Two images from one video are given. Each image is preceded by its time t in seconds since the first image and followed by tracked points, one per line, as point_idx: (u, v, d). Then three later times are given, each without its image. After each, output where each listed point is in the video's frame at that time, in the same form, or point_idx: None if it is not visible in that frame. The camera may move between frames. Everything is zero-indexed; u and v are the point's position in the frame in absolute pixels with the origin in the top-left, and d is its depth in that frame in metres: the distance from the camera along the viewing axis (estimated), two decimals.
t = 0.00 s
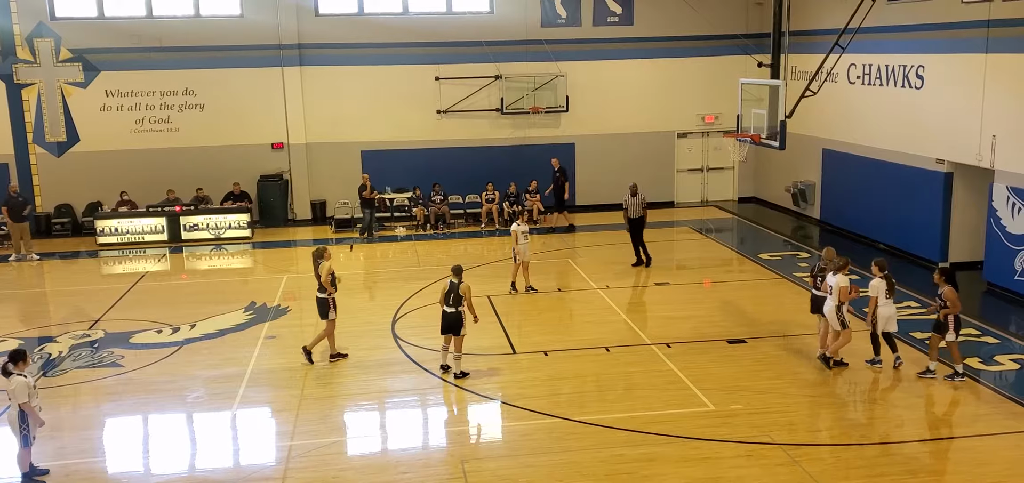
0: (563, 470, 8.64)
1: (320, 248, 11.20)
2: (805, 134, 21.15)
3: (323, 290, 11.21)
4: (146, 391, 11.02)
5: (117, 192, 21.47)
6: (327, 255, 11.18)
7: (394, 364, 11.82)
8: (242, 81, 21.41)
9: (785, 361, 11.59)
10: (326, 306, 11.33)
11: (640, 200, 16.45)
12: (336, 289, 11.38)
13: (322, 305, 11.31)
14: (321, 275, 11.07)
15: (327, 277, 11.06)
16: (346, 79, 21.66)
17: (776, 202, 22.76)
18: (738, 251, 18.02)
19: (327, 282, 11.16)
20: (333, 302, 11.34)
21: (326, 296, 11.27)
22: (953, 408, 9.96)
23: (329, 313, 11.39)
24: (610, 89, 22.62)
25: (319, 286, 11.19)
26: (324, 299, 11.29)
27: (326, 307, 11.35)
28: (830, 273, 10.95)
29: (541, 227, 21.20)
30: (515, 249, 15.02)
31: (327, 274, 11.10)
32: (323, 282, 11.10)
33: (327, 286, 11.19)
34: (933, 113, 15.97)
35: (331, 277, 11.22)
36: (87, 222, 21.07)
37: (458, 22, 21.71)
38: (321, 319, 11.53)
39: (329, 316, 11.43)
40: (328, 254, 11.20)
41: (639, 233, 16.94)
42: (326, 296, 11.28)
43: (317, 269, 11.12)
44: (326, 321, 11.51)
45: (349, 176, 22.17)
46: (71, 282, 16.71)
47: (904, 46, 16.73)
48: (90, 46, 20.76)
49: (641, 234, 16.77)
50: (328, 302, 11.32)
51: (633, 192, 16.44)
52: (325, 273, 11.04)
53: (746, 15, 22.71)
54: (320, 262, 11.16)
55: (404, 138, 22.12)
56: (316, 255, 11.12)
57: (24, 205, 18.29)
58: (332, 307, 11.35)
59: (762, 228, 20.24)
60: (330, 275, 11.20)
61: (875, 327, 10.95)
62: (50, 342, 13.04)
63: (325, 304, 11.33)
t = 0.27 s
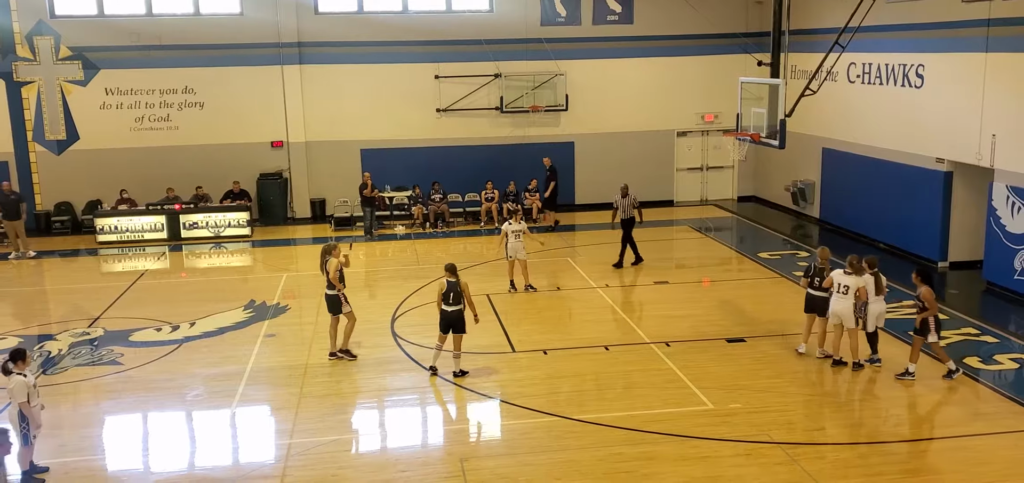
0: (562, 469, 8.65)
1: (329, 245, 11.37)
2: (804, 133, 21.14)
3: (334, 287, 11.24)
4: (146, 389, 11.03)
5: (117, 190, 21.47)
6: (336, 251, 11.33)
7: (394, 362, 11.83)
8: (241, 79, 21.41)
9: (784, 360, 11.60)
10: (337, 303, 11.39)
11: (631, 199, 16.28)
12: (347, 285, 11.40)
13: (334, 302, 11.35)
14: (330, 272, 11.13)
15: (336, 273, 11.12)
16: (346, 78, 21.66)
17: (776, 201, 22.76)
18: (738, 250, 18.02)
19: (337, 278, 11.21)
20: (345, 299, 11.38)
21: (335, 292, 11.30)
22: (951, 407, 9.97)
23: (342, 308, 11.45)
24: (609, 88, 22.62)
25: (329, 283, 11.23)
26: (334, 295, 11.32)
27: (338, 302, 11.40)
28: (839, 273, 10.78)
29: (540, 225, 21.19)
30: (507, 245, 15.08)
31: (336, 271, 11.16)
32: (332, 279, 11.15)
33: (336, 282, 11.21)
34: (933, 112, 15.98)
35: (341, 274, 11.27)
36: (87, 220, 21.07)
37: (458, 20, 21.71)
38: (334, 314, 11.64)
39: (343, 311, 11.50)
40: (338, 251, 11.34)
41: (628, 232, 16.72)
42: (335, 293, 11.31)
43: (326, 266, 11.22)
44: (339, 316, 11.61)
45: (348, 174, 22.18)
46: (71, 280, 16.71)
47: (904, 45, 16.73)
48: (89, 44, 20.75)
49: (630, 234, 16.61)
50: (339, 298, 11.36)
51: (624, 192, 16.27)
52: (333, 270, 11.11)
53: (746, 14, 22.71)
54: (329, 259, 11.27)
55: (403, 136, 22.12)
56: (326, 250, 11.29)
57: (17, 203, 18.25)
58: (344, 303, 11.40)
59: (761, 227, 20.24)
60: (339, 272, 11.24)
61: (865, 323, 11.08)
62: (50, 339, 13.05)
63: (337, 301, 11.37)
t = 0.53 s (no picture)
0: (559, 467, 8.64)
1: (339, 244, 11.29)
2: (801, 131, 21.15)
3: (340, 287, 11.23)
4: (142, 388, 11.00)
5: (113, 187, 21.41)
6: (345, 251, 11.30)
7: (391, 360, 11.81)
8: (238, 77, 21.37)
9: (780, 358, 11.61)
10: (344, 302, 11.38)
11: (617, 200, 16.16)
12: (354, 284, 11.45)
13: (341, 301, 11.35)
14: (337, 271, 11.15)
15: (342, 272, 11.17)
16: (343, 76, 21.62)
17: (773, 200, 22.77)
18: (735, 248, 18.03)
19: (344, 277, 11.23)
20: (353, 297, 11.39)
21: (343, 291, 11.30)
22: (948, 405, 9.98)
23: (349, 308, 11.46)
24: (607, 87, 22.61)
25: (335, 283, 11.24)
26: (342, 294, 11.31)
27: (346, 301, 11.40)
28: (844, 272, 10.69)
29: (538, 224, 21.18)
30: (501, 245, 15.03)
31: (343, 269, 11.21)
32: (339, 279, 11.17)
33: (343, 282, 11.23)
34: (930, 110, 15.99)
35: (348, 273, 11.29)
36: (83, 218, 21.01)
37: (456, 18, 21.68)
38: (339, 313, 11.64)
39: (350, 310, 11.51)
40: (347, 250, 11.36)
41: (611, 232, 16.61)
42: (343, 292, 11.30)
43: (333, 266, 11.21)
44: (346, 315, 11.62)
45: (345, 172, 22.14)
46: (66, 278, 16.65)
47: (901, 44, 16.74)
48: (85, 41, 20.68)
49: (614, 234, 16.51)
50: (346, 297, 11.35)
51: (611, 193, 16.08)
52: (340, 270, 11.12)
53: (743, 13, 22.71)
54: (338, 258, 11.25)
55: (400, 134, 22.09)
56: (336, 250, 11.25)
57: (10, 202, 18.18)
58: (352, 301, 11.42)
59: (758, 226, 20.25)
60: (346, 271, 11.29)
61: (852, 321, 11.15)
62: (46, 338, 13.01)
63: (343, 300, 11.37)
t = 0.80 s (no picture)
0: (558, 465, 8.65)
1: (351, 241, 11.27)
2: (800, 130, 21.16)
3: (352, 283, 11.28)
4: (141, 386, 11.00)
5: (111, 185, 21.39)
6: (356, 248, 11.27)
7: (390, 358, 11.81)
8: (236, 75, 21.35)
9: (779, 356, 11.62)
10: (355, 297, 11.49)
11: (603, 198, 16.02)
12: (365, 281, 11.44)
13: (352, 296, 11.46)
14: (348, 270, 11.16)
15: (353, 271, 11.15)
16: (341, 74, 21.60)
17: (771, 198, 22.77)
18: (733, 246, 18.04)
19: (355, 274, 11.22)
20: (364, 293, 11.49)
21: (355, 287, 11.37)
22: (946, 403, 9.99)
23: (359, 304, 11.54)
24: (605, 85, 22.60)
25: (347, 280, 11.25)
26: (353, 290, 11.41)
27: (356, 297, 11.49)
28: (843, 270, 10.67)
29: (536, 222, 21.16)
30: (500, 243, 14.98)
31: (354, 269, 11.18)
32: (350, 278, 11.18)
33: (354, 280, 11.25)
34: (928, 108, 15.99)
35: (359, 271, 11.31)
36: (81, 216, 20.98)
37: (454, 16, 21.67)
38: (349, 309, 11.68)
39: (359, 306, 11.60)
40: (358, 247, 11.28)
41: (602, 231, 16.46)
42: (354, 288, 11.39)
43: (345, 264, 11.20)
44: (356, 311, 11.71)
45: (344, 170, 22.12)
46: (64, 276, 16.64)
47: (900, 42, 16.75)
48: (83, 39, 20.65)
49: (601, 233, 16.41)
50: (357, 293, 11.46)
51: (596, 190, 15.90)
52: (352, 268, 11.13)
53: (742, 11, 22.71)
54: (350, 256, 11.23)
55: (398, 132, 22.07)
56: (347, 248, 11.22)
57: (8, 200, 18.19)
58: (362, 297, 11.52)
59: (757, 224, 20.26)
60: (357, 268, 11.27)
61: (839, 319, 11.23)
62: (44, 336, 13.00)
63: (354, 295, 11.48)
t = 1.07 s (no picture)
0: (556, 462, 8.66)
1: (359, 238, 11.23)
2: (799, 127, 21.15)
3: (357, 279, 11.36)
4: (140, 382, 11.02)
5: (111, 183, 21.41)
6: (365, 245, 11.22)
7: (389, 355, 11.83)
8: (235, 72, 21.35)
9: (777, 354, 11.63)
10: (361, 294, 11.50)
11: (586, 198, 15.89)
12: (371, 277, 11.53)
13: (358, 293, 11.49)
14: (354, 266, 11.26)
15: (360, 268, 11.25)
16: (340, 71, 21.60)
17: (771, 195, 22.78)
18: (732, 243, 18.05)
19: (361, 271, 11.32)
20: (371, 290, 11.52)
21: (361, 283, 11.43)
22: (945, 400, 10.00)
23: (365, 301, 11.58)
24: (605, 82, 22.60)
25: (353, 276, 11.34)
26: (360, 287, 11.46)
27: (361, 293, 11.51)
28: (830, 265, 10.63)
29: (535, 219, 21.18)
30: (500, 240, 15.00)
31: (361, 266, 11.26)
32: (356, 274, 11.28)
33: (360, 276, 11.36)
34: (928, 106, 15.98)
35: (365, 267, 11.39)
36: (81, 213, 21.01)
37: (453, 13, 21.67)
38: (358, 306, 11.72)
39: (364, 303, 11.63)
40: (366, 245, 11.22)
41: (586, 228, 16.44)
42: (361, 284, 11.45)
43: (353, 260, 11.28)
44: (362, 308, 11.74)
45: (343, 167, 22.13)
46: (65, 273, 16.66)
47: (899, 39, 16.74)
48: (83, 36, 20.67)
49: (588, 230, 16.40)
50: (364, 290, 11.49)
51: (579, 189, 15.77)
52: (358, 265, 11.25)
53: (741, 8, 22.69)
54: (357, 253, 11.25)
55: (397, 129, 22.08)
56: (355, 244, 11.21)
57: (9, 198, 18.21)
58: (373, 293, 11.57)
59: (756, 221, 20.27)
60: (364, 265, 11.37)
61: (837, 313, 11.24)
62: (44, 333, 13.02)
63: (361, 292, 11.51)
